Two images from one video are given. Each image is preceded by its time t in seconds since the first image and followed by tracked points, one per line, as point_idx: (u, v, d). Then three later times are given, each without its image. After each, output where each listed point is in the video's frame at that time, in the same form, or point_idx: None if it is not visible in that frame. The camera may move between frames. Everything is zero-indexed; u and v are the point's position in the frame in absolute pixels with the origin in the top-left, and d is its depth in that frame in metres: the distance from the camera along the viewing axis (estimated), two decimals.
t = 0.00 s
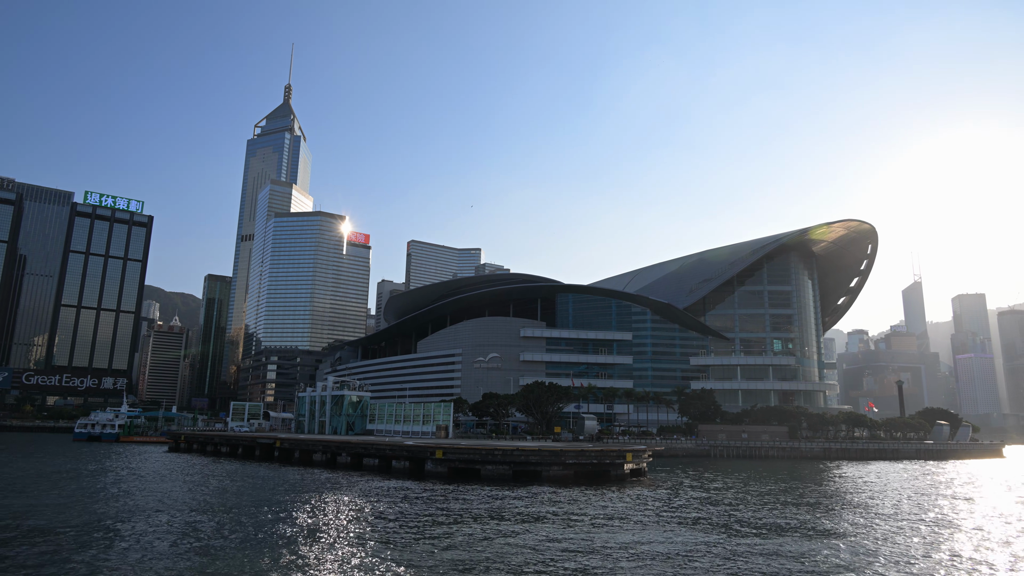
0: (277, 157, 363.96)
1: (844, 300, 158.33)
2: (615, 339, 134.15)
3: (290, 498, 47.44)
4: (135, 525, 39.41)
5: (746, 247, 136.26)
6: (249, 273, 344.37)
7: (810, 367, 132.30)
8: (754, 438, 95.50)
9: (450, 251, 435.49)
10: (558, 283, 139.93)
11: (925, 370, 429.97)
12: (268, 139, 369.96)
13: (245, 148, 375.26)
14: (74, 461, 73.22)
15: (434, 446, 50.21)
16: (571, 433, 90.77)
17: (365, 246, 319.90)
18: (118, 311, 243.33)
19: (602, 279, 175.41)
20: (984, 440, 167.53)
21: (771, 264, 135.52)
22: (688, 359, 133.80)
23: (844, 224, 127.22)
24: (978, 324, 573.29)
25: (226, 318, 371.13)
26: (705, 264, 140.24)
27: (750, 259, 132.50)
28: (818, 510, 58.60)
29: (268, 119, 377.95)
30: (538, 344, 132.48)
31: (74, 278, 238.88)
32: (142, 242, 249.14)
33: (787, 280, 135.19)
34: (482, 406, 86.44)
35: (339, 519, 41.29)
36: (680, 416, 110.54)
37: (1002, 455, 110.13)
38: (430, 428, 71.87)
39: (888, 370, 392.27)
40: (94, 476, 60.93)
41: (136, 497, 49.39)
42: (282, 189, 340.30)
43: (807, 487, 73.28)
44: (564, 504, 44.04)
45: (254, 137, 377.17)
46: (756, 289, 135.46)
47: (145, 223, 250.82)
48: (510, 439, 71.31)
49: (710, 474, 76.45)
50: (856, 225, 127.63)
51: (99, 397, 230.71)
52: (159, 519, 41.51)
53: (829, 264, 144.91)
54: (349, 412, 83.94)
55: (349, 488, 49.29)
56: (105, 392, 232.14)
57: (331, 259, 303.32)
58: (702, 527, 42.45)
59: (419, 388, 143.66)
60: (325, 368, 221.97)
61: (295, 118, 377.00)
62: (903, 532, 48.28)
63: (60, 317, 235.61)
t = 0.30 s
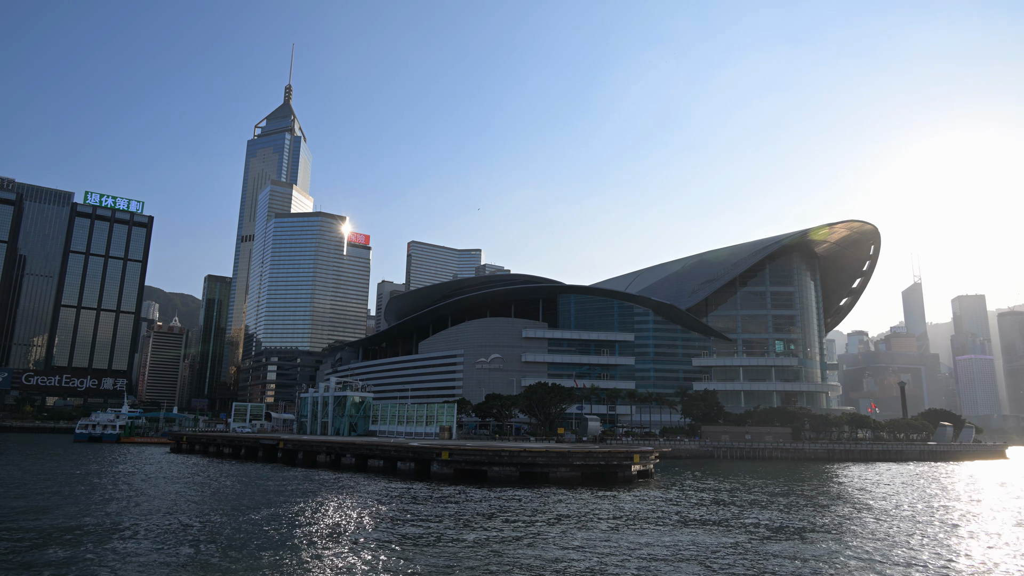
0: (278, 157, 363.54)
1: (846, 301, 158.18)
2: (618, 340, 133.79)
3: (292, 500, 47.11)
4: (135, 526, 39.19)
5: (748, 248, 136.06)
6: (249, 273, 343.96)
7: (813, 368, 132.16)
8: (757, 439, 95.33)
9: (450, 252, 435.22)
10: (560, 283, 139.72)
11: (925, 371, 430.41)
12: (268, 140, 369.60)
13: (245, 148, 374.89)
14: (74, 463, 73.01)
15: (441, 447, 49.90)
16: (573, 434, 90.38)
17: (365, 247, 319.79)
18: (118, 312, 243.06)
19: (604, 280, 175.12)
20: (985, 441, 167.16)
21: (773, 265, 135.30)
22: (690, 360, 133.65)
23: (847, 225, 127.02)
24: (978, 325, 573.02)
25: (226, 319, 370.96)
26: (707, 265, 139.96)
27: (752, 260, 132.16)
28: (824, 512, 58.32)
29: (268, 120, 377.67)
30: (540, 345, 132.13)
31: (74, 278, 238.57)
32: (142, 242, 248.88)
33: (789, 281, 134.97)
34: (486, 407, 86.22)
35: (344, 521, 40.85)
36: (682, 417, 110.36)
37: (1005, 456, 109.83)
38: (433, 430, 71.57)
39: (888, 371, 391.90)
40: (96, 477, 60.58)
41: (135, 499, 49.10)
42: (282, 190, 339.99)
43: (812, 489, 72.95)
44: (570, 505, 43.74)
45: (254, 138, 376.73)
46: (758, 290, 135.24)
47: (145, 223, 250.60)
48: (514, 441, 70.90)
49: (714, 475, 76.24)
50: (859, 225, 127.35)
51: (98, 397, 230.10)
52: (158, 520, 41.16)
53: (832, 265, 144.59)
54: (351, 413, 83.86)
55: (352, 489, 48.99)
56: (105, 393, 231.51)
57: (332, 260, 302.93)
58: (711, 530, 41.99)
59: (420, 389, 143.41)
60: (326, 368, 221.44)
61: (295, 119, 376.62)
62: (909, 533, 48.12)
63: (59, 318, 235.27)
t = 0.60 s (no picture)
0: (278, 157, 363.15)
1: (848, 302, 158.08)
2: (620, 341, 133.47)
3: (296, 501, 46.76)
4: (138, 526, 38.88)
5: (751, 249, 135.86)
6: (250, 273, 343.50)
7: (815, 369, 131.98)
8: (760, 440, 94.96)
9: (450, 253, 435.01)
10: (562, 283, 139.48)
11: (925, 372, 430.67)
12: (269, 140, 369.22)
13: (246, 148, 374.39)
14: (74, 463, 72.54)
15: (447, 448, 49.60)
16: (576, 435, 90.08)
17: (365, 247, 319.68)
18: (118, 312, 242.63)
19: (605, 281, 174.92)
20: (987, 442, 167.12)
21: (776, 266, 135.04)
22: (693, 360, 133.33)
23: (849, 226, 126.92)
24: (978, 326, 572.93)
25: (226, 319, 370.58)
26: (710, 266, 139.72)
27: (755, 261, 131.90)
28: (830, 513, 58.17)
29: (269, 120, 377.08)
30: (543, 345, 131.76)
31: (74, 278, 238.11)
32: (142, 242, 248.47)
33: (792, 282, 134.77)
34: (489, 408, 86.07)
35: (349, 522, 40.49)
36: (686, 418, 110.07)
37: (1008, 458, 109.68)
38: (436, 430, 71.20)
39: (889, 372, 391.48)
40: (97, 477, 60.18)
41: (137, 499, 48.72)
42: (283, 190, 339.68)
43: (816, 490, 72.55)
44: (577, 506, 43.43)
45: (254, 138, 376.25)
46: (761, 290, 135.02)
47: (146, 223, 250.24)
48: (518, 441, 70.63)
49: (718, 476, 75.97)
50: (862, 226, 127.15)
51: (98, 397, 229.46)
52: (161, 521, 40.85)
53: (834, 266, 144.48)
54: (354, 414, 83.75)
55: (357, 489, 48.67)
56: (105, 393, 230.88)
57: (333, 261, 302.65)
58: (720, 532, 41.74)
59: (422, 390, 143.01)
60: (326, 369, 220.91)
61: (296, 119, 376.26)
62: (915, 534, 48.03)
63: (59, 318, 234.82)
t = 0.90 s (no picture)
0: (279, 158, 362.94)
1: (851, 303, 157.78)
2: (623, 342, 133.14)
3: (301, 502, 46.51)
4: (142, 528, 38.71)
5: (753, 250, 135.78)
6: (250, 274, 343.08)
7: (818, 369, 131.76)
8: (764, 441, 94.42)
9: (451, 253, 434.73)
10: (564, 284, 139.30)
11: (925, 373, 429.96)
12: (269, 140, 368.95)
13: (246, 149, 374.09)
14: (77, 464, 72.18)
15: (453, 449, 49.39)
16: (579, 435, 89.70)
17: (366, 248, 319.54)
18: (118, 312, 242.32)
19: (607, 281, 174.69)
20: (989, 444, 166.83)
21: (779, 266, 134.83)
22: (695, 361, 133.07)
23: (852, 227, 126.79)
24: (979, 328, 572.15)
25: (226, 320, 370.14)
26: (713, 266, 139.56)
27: (758, 262, 131.71)
28: (837, 514, 57.96)
29: (269, 120, 376.83)
30: (545, 346, 131.51)
31: (74, 279, 237.81)
32: (143, 243, 248.12)
33: (795, 282, 134.65)
34: (492, 408, 85.96)
35: (355, 523, 40.31)
36: (689, 419, 109.82)
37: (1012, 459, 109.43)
38: (440, 431, 70.86)
39: (889, 374, 391.02)
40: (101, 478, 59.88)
41: (141, 500, 48.55)
42: (283, 190, 339.31)
43: (822, 492, 72.22)
44: (586, 507, 43.22)
45: (255, 138, 375.89)
46: (763, 291, 134.84)
47: (146, 223, 249.90)
48: (523, 442, 70.44)
49: (723, 478, 75.70)
50: (866, 227, 127.02)
51: (99, 398, 229.17)
52: (164, 522, 40.67)
53: (837, 267, 144.34)
54: (357, 414, 83.63)
55: (362, 490, 48.43)
56: (105, 394, 230.49)
57: (334, 261, 302.40)
58: (728, 533, 41.62)
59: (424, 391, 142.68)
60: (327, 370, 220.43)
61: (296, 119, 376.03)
62: (923, 536, 47.94)
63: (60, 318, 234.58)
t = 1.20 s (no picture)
0: (278, 157, 362.40)
1: (852, 303, 157.71)
2: (624, 342, 132.83)
3: (305, 502, 46.25)
4: (146, 527, 38.56)
5: (755, 250, 135.64)
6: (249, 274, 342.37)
7: (820, 369, 131.60)
8: (767, 442, 94.12)
9: (451, 253, 434.52)
10: (566, 284, 139.05)
11: (925, 373, 430.10)
12: (269, 140, 368.34)
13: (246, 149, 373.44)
14: (78, 464, 71.81)
15: (459, 449, 49.19)
16: (582, 436, 89.37)
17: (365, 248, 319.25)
18: (117, 312, 241.73)
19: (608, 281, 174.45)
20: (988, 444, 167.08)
21: (781, 266, 134.69)
22: (697, 362, 132.83)
23: (854, 227, 126.66)
24: (978, 328, 572.48)
25: (225, 320, 369.42)
26: (714, 267, 139.34)
27: (759, 262, 131.53)
28: (841, 515, 57.87)
29: (269, 120, 376.32)
30: (546, 346, 131.22)
31: (74, 278, 237.33)
32: (142, 242, 247.55)
33: (796, 283, 134.56)
34: (495, 409, 85.78)
35: (360, 522, 40.14)
36: (691, 420, 109.55)
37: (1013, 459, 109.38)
38: (443, 431, 70.53)
39: (888, 374, 391.06)
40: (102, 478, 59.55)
41: (143, 500, 48.36)
42: (283, 190, 338.77)
43: (825, 492, 72.09)
44: (593, 507, 43.06)
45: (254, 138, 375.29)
46: (765, 291, 134.64)
47: (145, 223, 249.25)
48: (527, 442, 70.25)
49: (726, 478, 75.58)
50: (867, 227, 126.96)
51: (98, 398, 228.52)
52: (167, 522, 40.47)
53: (838, 267, 144.24)
54: (359, 414, 83.28)
55: (367, 490, 48.23)
56: (104, 394, 229.86)
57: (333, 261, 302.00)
58: (734, 533, 41.57)
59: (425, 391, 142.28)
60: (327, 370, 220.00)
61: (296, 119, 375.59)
62: (927, 536, 47.84)
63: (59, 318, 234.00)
